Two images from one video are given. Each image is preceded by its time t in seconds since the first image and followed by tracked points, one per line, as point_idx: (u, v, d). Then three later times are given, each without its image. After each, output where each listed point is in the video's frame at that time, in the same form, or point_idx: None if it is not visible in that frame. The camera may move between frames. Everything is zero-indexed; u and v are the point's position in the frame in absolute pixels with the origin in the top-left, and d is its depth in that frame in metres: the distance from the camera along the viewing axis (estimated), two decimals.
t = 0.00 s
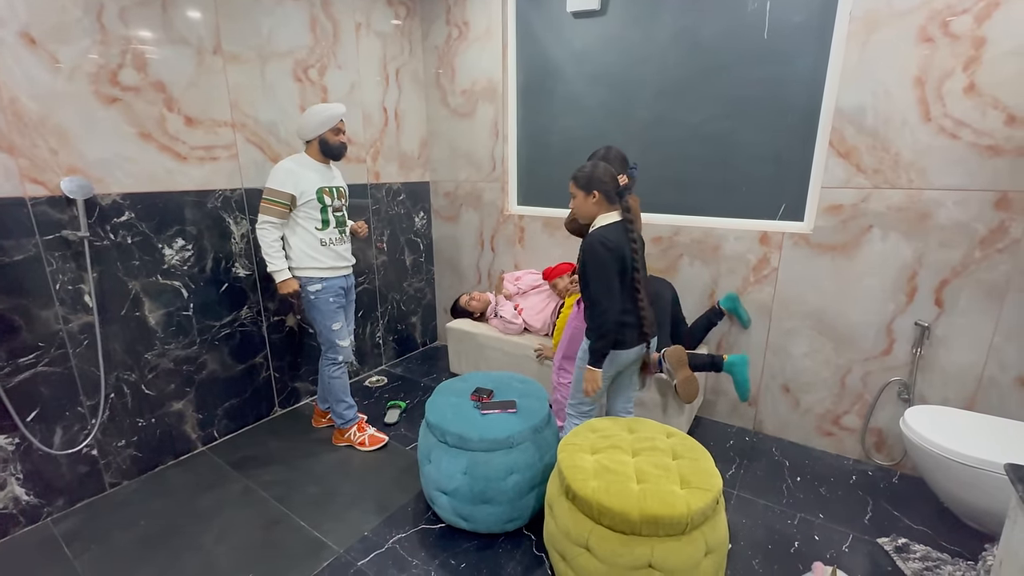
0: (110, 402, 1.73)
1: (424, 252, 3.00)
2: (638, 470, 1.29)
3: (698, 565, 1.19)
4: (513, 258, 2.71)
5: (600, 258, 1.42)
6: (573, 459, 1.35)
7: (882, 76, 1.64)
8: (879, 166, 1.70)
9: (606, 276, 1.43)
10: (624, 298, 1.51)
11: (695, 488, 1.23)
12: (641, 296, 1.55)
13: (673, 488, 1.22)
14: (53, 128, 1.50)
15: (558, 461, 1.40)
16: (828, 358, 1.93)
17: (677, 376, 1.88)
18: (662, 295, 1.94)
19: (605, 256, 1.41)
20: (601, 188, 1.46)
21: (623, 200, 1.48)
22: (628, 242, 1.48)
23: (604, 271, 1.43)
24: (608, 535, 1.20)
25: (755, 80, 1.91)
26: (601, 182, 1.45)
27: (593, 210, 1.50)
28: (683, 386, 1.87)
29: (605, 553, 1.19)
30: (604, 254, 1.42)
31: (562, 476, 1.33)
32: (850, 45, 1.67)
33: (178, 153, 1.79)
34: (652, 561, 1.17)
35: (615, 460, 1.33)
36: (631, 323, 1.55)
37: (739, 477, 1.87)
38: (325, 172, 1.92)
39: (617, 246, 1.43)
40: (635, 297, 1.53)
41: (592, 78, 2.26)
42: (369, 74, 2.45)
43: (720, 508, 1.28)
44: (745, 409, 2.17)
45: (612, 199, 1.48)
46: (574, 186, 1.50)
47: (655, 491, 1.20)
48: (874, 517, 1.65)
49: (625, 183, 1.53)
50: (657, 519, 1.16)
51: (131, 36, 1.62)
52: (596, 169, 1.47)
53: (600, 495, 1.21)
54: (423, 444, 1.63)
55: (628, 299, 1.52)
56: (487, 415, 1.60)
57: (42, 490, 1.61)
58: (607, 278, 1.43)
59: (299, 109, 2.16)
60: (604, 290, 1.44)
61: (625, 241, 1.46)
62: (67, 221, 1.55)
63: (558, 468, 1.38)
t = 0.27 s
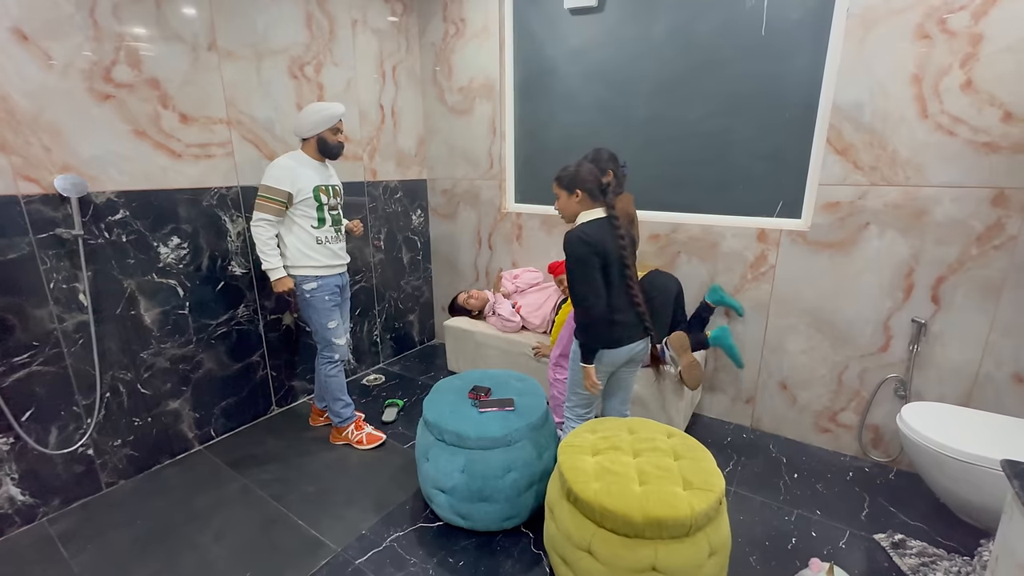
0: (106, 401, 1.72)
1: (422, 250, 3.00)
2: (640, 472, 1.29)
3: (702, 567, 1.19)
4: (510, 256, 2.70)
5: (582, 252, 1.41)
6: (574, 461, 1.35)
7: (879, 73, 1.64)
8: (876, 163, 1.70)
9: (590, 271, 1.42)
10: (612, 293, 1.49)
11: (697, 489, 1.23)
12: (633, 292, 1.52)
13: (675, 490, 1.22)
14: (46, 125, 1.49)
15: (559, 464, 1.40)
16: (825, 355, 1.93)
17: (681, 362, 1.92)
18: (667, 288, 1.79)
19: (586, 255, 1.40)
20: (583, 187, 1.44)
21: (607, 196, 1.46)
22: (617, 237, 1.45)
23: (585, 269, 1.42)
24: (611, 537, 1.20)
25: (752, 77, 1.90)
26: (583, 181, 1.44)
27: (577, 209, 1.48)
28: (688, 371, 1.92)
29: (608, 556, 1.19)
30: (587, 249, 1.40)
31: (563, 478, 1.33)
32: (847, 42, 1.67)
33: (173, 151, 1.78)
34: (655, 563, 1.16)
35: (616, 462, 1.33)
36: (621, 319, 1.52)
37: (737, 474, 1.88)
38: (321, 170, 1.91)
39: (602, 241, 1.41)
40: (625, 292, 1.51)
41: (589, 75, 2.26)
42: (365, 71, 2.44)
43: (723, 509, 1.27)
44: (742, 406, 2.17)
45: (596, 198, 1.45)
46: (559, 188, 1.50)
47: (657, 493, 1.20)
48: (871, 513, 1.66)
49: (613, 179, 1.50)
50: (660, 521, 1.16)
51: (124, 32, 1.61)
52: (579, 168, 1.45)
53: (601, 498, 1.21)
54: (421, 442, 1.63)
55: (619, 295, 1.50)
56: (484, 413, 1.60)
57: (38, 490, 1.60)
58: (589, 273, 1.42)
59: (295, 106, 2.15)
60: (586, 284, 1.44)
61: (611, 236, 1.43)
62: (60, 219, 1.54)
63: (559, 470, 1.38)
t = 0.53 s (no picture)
0: (101, 402, 1.71)
1: (419, 250, 2.99)
2: (650, 482, 1.25)
3: None
4: (508, 256, 2.70)
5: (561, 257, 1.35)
6: (582, 472, 1.30)
7: (876, 72, 1.65)
8: (874, 161, 1.70)
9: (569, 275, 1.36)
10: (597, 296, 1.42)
11: (710, 498, 1.20)
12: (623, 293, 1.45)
13: (688, 500, 1.19)
14: (39, 124, 1.47)
15: (565, 475, 1.34)
16: (823, 354, 1.93)
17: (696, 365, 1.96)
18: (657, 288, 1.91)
19: (565, 258, 1.33)
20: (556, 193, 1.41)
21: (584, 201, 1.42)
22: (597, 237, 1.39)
23: (567, 274, 1.36)
24: (625, 552, 1.15)
25: (750, 75, 1.90)
26: (559, 186, 1.41)
27: (556, 217, 1.44)
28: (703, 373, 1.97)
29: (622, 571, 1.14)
30: (564, 252, 1.34)
31: (570, 490, 1.28)
32: (845, 40, 1.67)
33: (168, 150, 1.77)
34: None
35: (625, 471, 1.28)
36: (611, 323, 1.44)
37: (735, 473, 1.88)
38: (317, 169, 1.90)
39: (580, 243, 1.36)
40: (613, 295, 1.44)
41: (587, 74, 2.25)
42: (362, 70, 2.43)
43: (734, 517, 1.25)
44: (740, 405, 2.17)
45: (572, 201, 1.42)
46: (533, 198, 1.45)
47: (671, 503, 1.16)
48: (869, 511, 1.66)
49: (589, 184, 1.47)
50: (676, 533, 1.11)
51: (119, 31, 1.60)
52: (551, 176, 1.42)
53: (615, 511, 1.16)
54: (419, 442, 1.62)
55: (608, 295, 1.44)
56: (482, 413, 1.59)
57: (32, 492, 1.59)
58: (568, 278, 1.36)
59: (291, 105, 2.14)
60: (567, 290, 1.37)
61: (591, 238, 1.38)
62: (54, 219, 1.53)
63: (565, 482, 1.32)
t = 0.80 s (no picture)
0: (95, 402, 1.69)
1: (417, 249, 2.98)
2: (665, 494, 1.11)
3: None
4: (506, 254, 2.69)
5: (556, 261, 1.30)
6: (591, 484, 1.15)
7: (875, 68, 1.64)
8: (873, 158, 1.70)
9: (564, 280, 1.32)
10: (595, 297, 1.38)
11: (730, 511, 1.06)
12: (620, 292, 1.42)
13: (707, 513, 1.05)
14: (31, 121, 1.46)
15: (570, 487, 1.20)
16: (822, 352, 1.93)
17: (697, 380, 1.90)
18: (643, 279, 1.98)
19: (561, 262, 1.29)
20: (542, 197, 1.37)
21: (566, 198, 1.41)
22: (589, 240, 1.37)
23: (564, 278, 1.31)
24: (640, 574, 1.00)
25: (749, 72, 1.89)
26: (544, 191, 1.37)
27: (544, 222, 1.40)
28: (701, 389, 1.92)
29: None
30: (559, 255, 1.30)
31: (579, 503, 1.13)
32: (844, 37, 1.66)
33: (162, 148, 1.75)
34: None
35: (637, 483, 1.14)
36: (612, 324, 1.40)
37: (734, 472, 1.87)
38: (313, 169, 1.89)
39: (574, 245, 1.32)
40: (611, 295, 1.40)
41: (584, 72, 2.24)
42: (359, 68, 2.41)
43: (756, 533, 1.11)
44: (739, 404, 2.17)
45: (558, 203, 1.39)
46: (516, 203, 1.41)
47: (689, 518, 1.03)
48: (868, 510, 1.66)
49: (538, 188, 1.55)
50: (696, 551, 0.97)
51: (113, 28, 1.58)
52: (534, 181, 1.39)
53: (627, 526, 1.02)
54: (416, 441, 1.61)
55: (606, 296, 1.39)
56: (480, 412, 1.58)
57: (26, 493, 1.57)
58: (564, 281, 1.32)
59: (288, 103, 2.13)
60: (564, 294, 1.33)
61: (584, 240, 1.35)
62: (47, 217, 1.51)
63: (571, 495, 1.18)
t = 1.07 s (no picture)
0: (95, 403, 1.69)
1: (417, 248, 2.97)
2: (668, 496, 1.10)
3: None
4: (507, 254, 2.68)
5: (580, 259, 1.28)
6: (593, 484, 1.15)
7: (876, 66, 1.63)
8: (874, 156, 1.69)
9: (588, 279, 1.29)
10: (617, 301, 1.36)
11: (733, 514, 1.05)
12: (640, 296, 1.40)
13: (710, 516, 1.04)
14: (30, 120, 1.45)
15: (572, 488, 1.20)
16: (823, 350, 1.92)
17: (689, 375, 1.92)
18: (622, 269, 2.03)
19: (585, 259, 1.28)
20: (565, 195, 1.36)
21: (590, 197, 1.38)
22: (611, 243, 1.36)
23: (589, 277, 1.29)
24: None
25: (750, 70, 1.88)
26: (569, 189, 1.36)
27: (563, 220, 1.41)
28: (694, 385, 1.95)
29: None
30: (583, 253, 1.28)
31: (580, 504, 1.13)
32: (845, 34, 1.66)
33: (162, 147, 1.75)
34: None
35: (639, 484, 1.14)
36: (632, 329, 1.37)
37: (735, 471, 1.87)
38: (310, 170, 1.88)
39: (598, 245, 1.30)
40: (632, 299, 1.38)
41: (584, 70, 2.24)
42: (359, 67, 2.41)
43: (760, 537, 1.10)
44: (740, 403, 2.16)
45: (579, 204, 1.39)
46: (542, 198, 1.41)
47: (691, 520, 1.02)
48: (870, 509, 1.65)
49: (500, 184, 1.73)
50: (698, 554, 0.97)
51: (112, 27, 1.58)
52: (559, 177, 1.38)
53: (629, 527, 1.02)
54: (417, 441, 1.61)
55: (627, 300, 1.37)
56: (481, 411, 1.58)
57: (26, 494, 1.57)
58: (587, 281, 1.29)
59: (287, 102, 2.12)
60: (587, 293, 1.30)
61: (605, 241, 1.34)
62: (47, 217, 1.51)
63: (573, 495, 1.18)
